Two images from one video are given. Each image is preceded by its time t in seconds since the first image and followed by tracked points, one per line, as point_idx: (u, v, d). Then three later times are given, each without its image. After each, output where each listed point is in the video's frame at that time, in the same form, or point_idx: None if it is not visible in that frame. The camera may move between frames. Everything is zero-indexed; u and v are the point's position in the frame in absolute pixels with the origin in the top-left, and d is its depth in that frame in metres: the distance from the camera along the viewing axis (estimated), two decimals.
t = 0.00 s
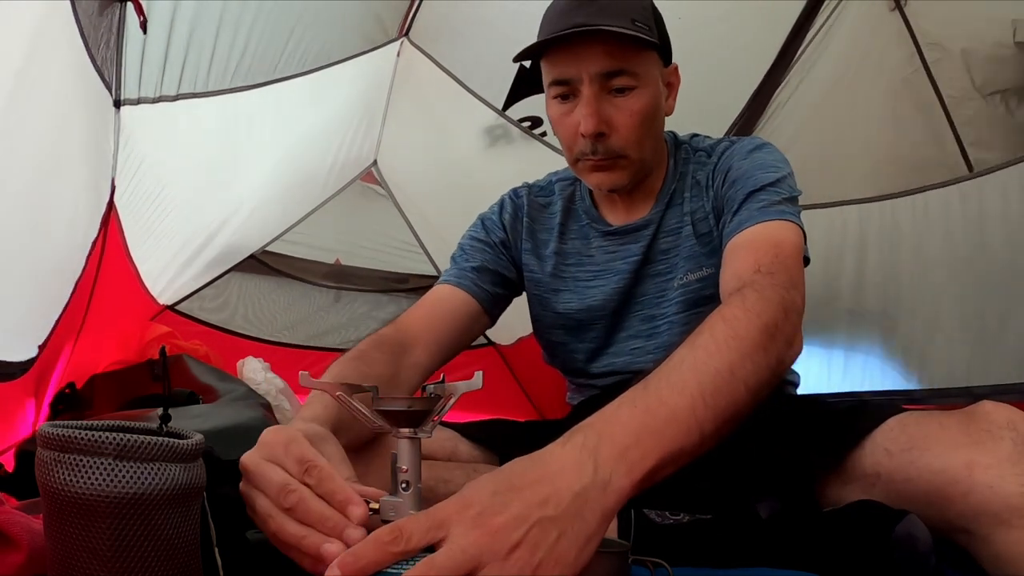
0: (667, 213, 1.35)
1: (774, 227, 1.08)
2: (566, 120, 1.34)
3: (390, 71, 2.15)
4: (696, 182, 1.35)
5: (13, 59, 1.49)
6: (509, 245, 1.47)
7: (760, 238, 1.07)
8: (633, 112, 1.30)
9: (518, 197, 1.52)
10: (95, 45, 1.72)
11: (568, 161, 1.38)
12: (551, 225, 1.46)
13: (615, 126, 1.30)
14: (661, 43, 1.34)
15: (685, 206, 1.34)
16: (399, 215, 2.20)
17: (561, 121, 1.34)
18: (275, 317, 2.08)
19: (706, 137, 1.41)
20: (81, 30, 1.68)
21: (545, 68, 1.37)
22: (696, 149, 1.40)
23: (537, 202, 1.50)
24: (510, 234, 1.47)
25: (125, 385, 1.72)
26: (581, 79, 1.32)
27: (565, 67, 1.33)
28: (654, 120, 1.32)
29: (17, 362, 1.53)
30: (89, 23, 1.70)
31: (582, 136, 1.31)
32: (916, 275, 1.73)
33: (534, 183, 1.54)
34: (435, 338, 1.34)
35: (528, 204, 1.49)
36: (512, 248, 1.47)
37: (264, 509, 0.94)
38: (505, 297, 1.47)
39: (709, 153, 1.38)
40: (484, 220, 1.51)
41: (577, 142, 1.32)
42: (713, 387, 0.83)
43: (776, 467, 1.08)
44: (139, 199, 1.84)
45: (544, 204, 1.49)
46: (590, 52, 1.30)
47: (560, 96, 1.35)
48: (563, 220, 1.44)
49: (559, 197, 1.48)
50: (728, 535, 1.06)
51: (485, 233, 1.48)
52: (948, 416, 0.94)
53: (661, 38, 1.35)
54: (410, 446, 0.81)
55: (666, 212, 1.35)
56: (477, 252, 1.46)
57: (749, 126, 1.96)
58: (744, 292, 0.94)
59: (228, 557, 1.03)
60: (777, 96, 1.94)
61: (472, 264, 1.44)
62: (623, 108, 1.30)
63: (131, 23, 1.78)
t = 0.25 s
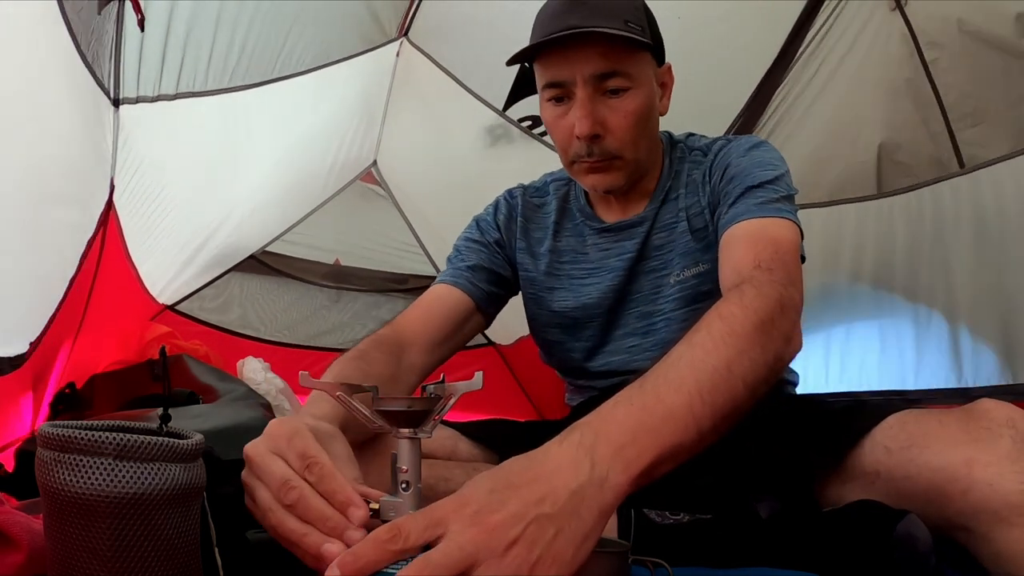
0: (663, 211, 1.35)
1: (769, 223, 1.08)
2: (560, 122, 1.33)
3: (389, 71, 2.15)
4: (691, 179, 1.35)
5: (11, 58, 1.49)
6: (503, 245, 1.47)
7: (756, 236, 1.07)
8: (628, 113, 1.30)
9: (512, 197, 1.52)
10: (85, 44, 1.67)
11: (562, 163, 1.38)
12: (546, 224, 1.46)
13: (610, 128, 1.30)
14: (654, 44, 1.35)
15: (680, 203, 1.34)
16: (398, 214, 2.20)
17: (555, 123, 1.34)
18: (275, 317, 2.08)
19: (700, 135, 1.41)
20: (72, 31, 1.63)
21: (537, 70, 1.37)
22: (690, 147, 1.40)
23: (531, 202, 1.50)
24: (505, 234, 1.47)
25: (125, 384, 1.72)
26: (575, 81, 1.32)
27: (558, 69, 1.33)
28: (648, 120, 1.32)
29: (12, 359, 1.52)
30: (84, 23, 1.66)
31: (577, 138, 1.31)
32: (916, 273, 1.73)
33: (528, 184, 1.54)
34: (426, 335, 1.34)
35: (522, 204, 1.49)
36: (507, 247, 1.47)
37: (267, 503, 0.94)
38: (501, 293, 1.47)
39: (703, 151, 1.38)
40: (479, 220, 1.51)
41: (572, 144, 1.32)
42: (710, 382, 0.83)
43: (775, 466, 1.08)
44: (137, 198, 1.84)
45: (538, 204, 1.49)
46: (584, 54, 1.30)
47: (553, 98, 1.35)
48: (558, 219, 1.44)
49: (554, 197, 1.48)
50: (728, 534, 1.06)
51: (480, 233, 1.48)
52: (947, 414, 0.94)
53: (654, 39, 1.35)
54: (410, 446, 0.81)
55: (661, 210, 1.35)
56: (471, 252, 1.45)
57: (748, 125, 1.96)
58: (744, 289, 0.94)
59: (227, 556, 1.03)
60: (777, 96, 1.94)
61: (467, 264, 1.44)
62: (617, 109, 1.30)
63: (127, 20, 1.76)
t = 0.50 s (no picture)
0: (662, 211, 1.35)
1: (767, 224, 1.08)
2: (558, 122, 1.34)
3: (389, 70, 2.14)
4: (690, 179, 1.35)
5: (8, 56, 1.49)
6: (503, 244, 1.47)
7: (755, 236, 1.07)
8: (625, 112, 1.30)
9: (512, 197, 1.52)
10: (77, 39, 1.68)
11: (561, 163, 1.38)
12: (546, 224, 1.46)
13: (607, 127, 1.30)
14: (652, 45, 1.35)
15: (679, 203, 1.34)
16: (398, 214, 2.20)
17: (553, 123, 1.35)
18: (275, 317, 2.09)
19: (700, 135, 1.41)
20: (64, 30, 1.64)
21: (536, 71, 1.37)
22: (689, 147, 1.40)
23: (531, 202, 1.50)
24: (505, 235, 1.47)
25: (125, 384, 1.72)
26: (573, 81, 1.32)
27: (556, 70, 1.33)
28: (646, 120, 1.32)
29: (10, 357, 1.52)
30: (79, 21, 1.68)
31: (574, 137, 1.31)
32: (916, 273, 1.73)
33: (528, 184, 1.54)
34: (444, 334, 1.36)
35: (522, 204, 1.49)
36: (506, 248, 1.47)
37: (276, 500, 0.94)
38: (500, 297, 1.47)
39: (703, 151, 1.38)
40: (479, 220, 1.51)
41: (570, 144, 1.32)
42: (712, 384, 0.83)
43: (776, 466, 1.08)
44: (137, 197, 1.84)
45: (538, 204, 1.49)
46: (583, 54, 1.31)
47: (551, 98, 1.36)
48: (558, 219, 1.44)
49: (554, 197, 1.48)
50: (728, 534, 1.08)
51: (479, 233, 1.48)
52: (947, 415, 0.94)
53: (652, 40, 1.36)
54: (410, 446, 0.81)
55: (660, 210, 1.35)
56: (472, 251, 1.45)
57: (748, 125, 1.96)
58: (740, 291, 0.94)
59: (228, 556, 1.03)
60: (775, 96, 1.93)
61: (467, 263, 1.44)
62: (615, 109, 1.31)
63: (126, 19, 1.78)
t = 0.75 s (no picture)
0: (663, 213, 1.35)
1: (767, 227, 1.08)
2: (562, 120, 1.34)
3: (389, 70, 2.14)
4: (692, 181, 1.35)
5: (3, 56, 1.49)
6: (507, 248, 1.47)
7: (756, 239, 1.06)
8: (630, 112, 1.30)
9: (516, 199, 1.51)
10: (75, 34, 1.69)
11: (564, 160, 1.38)
12: (549, 227, 1.46)
13: (612, 126, 1.30)
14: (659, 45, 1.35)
15: (681, 205, 1.34)
16: (398, 215, 2.19)
17: (557, 120, 1.34)
18: (275, 317, 2.09)
19: (701, 138, 1.41)
20: (64, 31, 1.66)
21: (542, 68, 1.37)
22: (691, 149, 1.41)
23: (535, 204, 1.50)
24: (509, 237, 1.47)
25: (125, 384, 1.72)
26: (578, 79, 1.32)
27: (563, 67, 1.33)
28: (650, 120, 1.32)
29: (9, 356, 1.53)
30: (77, 19, 1.70)
31: (578, 135, 1.31)
32: (915, 274, 1.73)
33: (532, 185, 1.54)
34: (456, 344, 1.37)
35: (525, 206, 1.49)
36: (510, 249, 1.47)
37: (275, 485, 0.94)
38: (506, 302, 1.47)
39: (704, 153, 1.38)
40: (483, 222, 1.51)
41: (574, 141, 1.32)
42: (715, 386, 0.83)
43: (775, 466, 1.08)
44: (138, 197, 1.85)
45: (541, 205, 1.49)
46: (589, 52, 1.31)
47: (556, 95, 1.35)
48: (560, 221, 1.44)
49: (557, 199, 1.48)
50: (728, 535, 1.08)
51: (484, 236, 1.48)
52: (946, 416, 0.94)
53: (659, 41, 1.35)
54: (410, 446, 0.81)
55: (661, 212, 1.35)
56: (476, 256, 1.46)
57: (748, 125, 1.96)
58: (739, 292, 0.94)
59: (228, 556, 1.04)
60: (775, 96, 1.93)
61: (472, 269, 1.44)
62: (620, 108, 1.30)
63: (127, 19, 1.80)
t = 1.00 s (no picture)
0: (666, 214, 1.35)
1: (773, 231, 1.08)
2: (575, 114, 1.33)
3: (389, 70, 2.14)
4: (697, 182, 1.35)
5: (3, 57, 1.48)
6: (513, 247, 1.47)
7: (765, 242, 1.07)
8: (643, 109, 1.30)
9: (522, 197, 1.51)
10: (76, 39, 1.69)
11: (573, 154, 1.37)
12: (554, 225, 1.46)
13: (623, 122, 1.30)
14: (673, 45, 1.35)
15: (684, 207, 1.34)
16: (399, 215, 2.19)
17: (570, 113, 1.34)
18: (275, 317, 2.08)
19: (707, 140, 1.41)
20: (63, 32, 1.65)
21: (556, 61, 1.36)
22: (696, 149, 1.40)
23: (541, 202, 1.49)
24: (515, 237, 1.47)
25: (125, 385, 1.72)
26: (592, 74, 1.32)
27: (577, 61, 1.32)
28: (661, 119, 1.32)
29: (8, 357, 1.53)
30: (80, 22, 1.69)
31: (590, 130, 1.30)
32: (915, 274, 1.73)
33: (539, 183, 1.54)
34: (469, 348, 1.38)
35: (532, 204, 1.49)
36: (516, 248, 1.47)
37: (263, 481, 0.99)
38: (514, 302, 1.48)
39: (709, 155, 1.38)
40: (490, 221, 1.51)
41: (585, 136, 1.32)
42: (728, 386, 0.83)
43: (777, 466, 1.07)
44: (138, 196, 1.84)
45: (547, 204, 1.49)
46: (604, 48, 1.30)
47: (569, 89, 1.35)
48: (565, 220, 1.44)
49: (562, 198, 1.48)
50: (728, 535, 1.09)
51: (491, 235, 1.48)
52: (947, 419, 0.94)
53: (673, 41, 1.36)
54: (410, 446, 0.81)
55: (664, 213, 1.35)
56: (484, 257, 1.46)
57: (748, 123, 1.96)
58: (753, 296, 0.94)
59: (229, 556, 1.04)
60: (775, 96, 1.94)
61: (480, 272, 1.44)
62: (633, 105, 1.30)
63: (126, 18, 1.79)
